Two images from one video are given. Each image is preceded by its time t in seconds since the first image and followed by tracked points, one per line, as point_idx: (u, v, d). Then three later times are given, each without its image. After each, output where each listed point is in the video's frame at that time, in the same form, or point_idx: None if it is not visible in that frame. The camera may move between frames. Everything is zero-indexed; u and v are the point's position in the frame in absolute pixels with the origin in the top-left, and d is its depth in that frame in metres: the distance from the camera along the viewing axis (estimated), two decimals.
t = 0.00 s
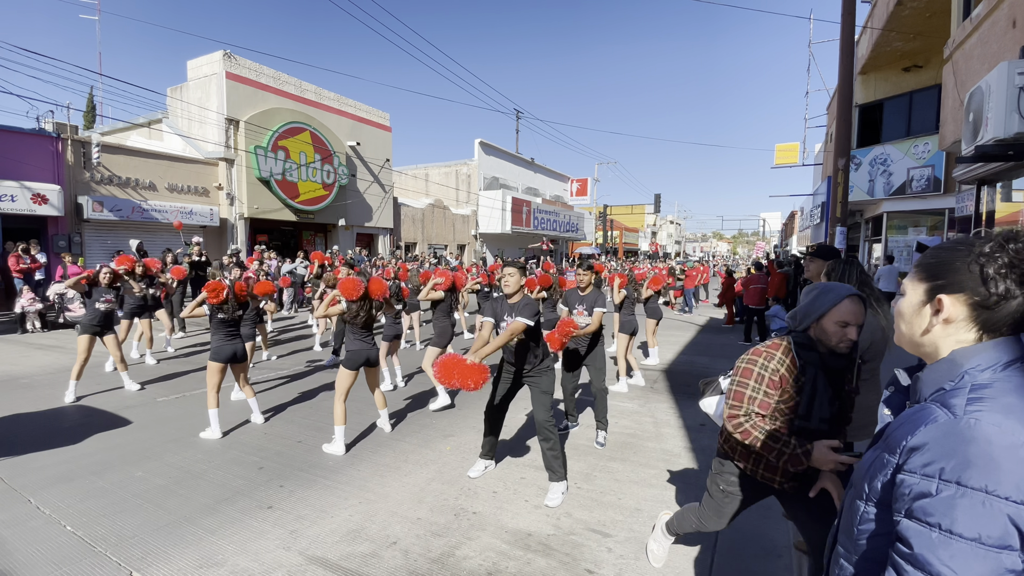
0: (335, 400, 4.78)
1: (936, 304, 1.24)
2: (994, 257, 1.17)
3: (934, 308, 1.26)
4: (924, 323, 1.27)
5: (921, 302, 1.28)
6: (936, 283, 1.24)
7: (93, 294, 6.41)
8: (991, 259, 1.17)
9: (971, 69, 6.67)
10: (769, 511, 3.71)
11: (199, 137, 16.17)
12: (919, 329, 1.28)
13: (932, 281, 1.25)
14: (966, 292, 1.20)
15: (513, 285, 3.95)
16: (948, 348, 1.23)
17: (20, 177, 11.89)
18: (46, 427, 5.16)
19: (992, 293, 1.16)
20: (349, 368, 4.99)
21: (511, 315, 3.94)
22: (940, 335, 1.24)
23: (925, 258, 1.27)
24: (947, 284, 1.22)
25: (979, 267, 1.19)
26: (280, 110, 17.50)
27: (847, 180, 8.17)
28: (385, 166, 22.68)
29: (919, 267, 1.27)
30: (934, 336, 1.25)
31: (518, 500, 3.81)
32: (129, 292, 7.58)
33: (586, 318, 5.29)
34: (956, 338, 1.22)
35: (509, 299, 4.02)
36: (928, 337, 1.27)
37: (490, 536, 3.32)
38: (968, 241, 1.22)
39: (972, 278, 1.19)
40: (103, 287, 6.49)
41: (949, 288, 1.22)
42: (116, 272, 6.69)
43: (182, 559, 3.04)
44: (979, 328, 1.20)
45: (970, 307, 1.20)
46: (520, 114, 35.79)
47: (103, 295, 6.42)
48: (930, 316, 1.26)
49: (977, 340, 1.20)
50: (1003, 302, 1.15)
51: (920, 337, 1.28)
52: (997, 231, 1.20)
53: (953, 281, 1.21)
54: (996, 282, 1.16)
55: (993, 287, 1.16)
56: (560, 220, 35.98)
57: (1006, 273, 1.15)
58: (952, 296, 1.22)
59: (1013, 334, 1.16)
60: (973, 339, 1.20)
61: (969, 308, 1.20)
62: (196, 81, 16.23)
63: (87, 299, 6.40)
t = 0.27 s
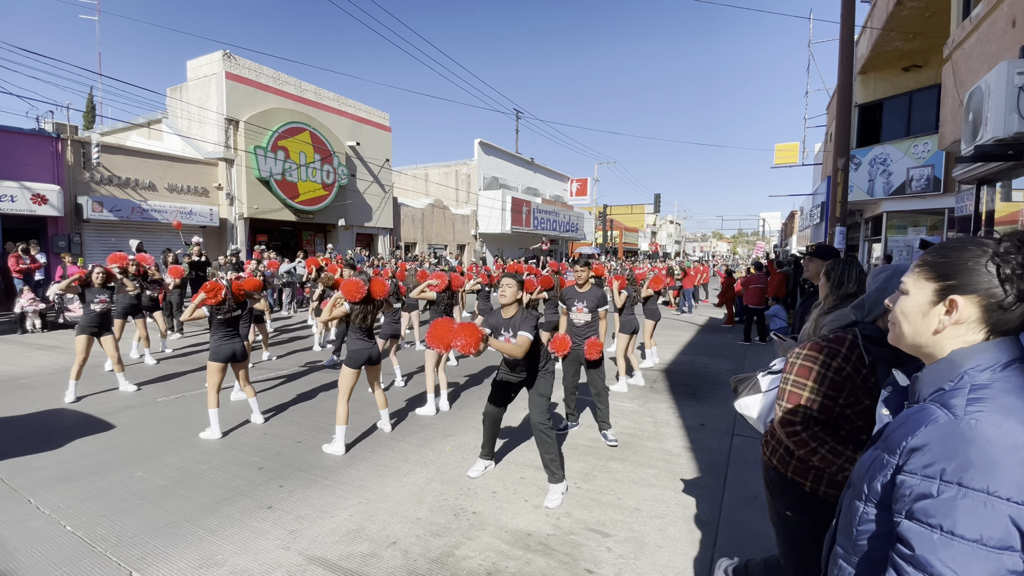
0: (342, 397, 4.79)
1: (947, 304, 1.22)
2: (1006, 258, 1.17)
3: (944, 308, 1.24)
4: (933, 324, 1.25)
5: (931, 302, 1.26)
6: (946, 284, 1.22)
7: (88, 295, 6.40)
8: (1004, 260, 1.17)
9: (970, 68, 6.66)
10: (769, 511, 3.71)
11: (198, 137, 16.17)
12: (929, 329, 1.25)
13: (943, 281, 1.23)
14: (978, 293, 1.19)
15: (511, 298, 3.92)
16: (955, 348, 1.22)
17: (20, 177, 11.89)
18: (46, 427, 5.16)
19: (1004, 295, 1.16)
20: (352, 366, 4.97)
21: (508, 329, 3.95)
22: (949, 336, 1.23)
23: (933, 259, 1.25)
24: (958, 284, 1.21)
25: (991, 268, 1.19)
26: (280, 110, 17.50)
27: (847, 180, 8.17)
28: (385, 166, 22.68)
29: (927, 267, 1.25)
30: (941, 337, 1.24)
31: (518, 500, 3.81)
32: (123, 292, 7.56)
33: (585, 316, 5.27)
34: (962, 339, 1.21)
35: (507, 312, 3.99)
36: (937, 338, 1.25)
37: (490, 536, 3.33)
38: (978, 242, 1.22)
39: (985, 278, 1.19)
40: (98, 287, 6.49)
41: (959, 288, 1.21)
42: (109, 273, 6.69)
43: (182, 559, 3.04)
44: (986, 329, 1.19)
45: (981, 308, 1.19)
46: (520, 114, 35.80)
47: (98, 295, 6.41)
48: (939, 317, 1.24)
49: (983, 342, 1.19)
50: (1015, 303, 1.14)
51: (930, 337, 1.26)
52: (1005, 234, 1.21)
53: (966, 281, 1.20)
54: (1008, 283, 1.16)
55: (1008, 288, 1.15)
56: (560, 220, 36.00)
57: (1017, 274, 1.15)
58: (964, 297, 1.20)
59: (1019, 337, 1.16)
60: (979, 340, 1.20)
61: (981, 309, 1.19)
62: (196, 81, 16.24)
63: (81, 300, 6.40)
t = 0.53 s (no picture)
0: (336, 397, 4.78)
1: (949, 305, 1.22)
2: (1008, 259, 1.17)
3: (944, 309, 1.23)
4: (933, 324, 1.25)
5: (931, 302, 1.26)
6: (948, 284, 1.22)
7: (85, 296, 6.40)
8: (1006, 260, 1.17)
9: (970, 68, 6.67)
10: (768, 511, 3.72)
11: (198, 137, 16.16)
12: (929, 330, 1.25)
13: (943, 281, 1.23)
14: (977, 294, 1.19)
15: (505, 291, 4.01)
16: (954, 349, 1.22)
17: (20, 177, 11.90)
18: (45, 428, 5.16)
19: (1004, 296, 1.16)
20: (353, 368, 4.95)
21: (503, 322, 4.01)
22: (949, 337, 1.23)
23: (936, 257, 1.25)
24: (960, 284, 1.21)
25: (992, 269, 1.19)
26: (280, 110, 17.51)
27: (847, 180, 8.17)
28: (385, 166, 22.68)
29: (932, 265, 1.24)
30: (940, 337, 1.24)
31: (518, 500, 3.82)
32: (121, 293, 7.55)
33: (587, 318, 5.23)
34: (961, 339, 1.21)
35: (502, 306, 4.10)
36: (936, 338, 1.25)
37: (490, 536, 3.33)
38: (978, 242, 1.22)
39: (986, 279, 1.19)
40: (95, 288, 6.48)
41: (959, 289, 1.21)
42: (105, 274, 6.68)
43: (181, 559, 3.04)
44: (986, 330, 1.19)
45: (981, 309, 1.19)
46: (519, 113, 35.83)
47: (95, 296, 6.41)
48: (939, 317, 1.24)
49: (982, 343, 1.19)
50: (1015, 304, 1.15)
51: (929, 337, 1.25)
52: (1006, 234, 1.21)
53: (967, 282, 1.20)
54: (1011, 285, 1.16)
55: (1009, 289, 1.16)
56: (560, 220, 36.00)
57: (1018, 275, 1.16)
58: (964, 297, 1.20)
59: (1017, 338, 1.17)
60: (978, 340, 1.20)
61: (981, 310, 1.19)
62: (196, 82, 16.24)
63: (79, 301, 6.39)
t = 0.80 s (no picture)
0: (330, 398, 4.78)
1: (945, 305, 1.22)
2: (1005, 258, 1.17)
3: (942, 309, 1.23)
4: (930, 324, 1.25)
5: (928, 302, 1.26)
6: (944, 284, 1.22)
7: (84, 298, 6.40)
8: (1003, 259, 1.17)
9: (970, 67, 6.66)
10: (768, 511, 3.72)
11: (198, 137, 16.16)
12: (926, 330, 1.26)
13: (940, 281, 1.23)
14: (974, 294, 1.19)
15: (511, 284, 4.04)
16: (952, 349, 1.22)
17: (19, 177, 11.90)
18: (45, 428, 5.16)
19: (1001, 296, 1.16)
20: (352, 372, 4.96)
21: (506, 310, 4.03)
22: (947, 336, 1.23)
23: (932, 256, 1.25)
24: (956, 285, 1.21)
25: (990, 268, 1.18)
26: (280, 110, 17.51)
27: (846, 179, 8.17)
28: (384, 166, 22.68)
29: (927, 265, 1.25)
30: (937, 337, 1.24)
31: (517, 500, 3.82)
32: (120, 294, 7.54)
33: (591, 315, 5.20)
34: (958, 339, 1.21)
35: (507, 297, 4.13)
36: (934, 338, 1.25)
37: (490, 536, 3.33)
38: (977, 241, 1.22)
39: (983, 278, 1.18)
40: (94, 290, 6.48)
41: (956, 289, 1.21)
42: (103, 275, 6.69)
43: (181, 559, 3.04)
44: (983, 329, 1.19)
45: (978, 309, 1.18)
46: (519, 114, 35.85)
47: (95, 298, 6.41)
48: (937, 317, 1.24)
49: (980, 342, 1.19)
50: (1012, 305, 1.14)
51: (926, 337, 1.26)
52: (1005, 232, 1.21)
53: (963, 282, 1.20)
54: (1009, 285, 1.15)
55: (1006, 289, 1.15)
56: (560, 220, 36.02)
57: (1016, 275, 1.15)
58: (961, 297, 1.20)
59: (1015, 337, 1.16)
60: (975, 340, 1.20)
61: (978, 310, 1.19)
62: (196, 82, 16.24)
63: (79, 304, 6.40)
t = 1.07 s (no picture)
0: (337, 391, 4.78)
1: (942, 305, 1.22)
2: (1000, 257, 1.17)
3: (938, 308, 1.24)
4: (927, 324, 1.25)
5: (925, 301, 1.26)
6: (940, 283, 1.22)
7: (84, 294, 6.40)
8: (997, 259, 1.16)
9: (969, 67, 6.67)
10: (768, 511, 3.72)
11: (198, 138, 16.16)
12: (923, 329, 1.26)
13: (936, 280, 1.23)
14: (969, 293, 1.19)
15: (515, 280, 4.06)
16: (950, 349, 1.22)
17: (19, 178, 11.89)
18: (45, 428, 5.16)
19: (997, 295, 1.15)
20: (354, 358, 4.93)
21: (511, 300, 4.04)
22: (943, 336, 1.23)
23: (928, 256, 1.25)
24: (952, 284, 1.21)
25: (984, 267, 1.18)
26: (279, 110, 17.51)
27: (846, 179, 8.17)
28: (384, 166, 22.68)
29: (923, 265, 1.25)
30: (935, 337, 1.24)
31: (517, 500, 3.82)
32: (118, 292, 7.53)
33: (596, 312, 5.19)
34: (955, 339, 1.22)
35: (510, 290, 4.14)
36: (930, 337, 1.25)
37: (490, 536, 3.33)
38: (973, 240, 1.22)
39: (979, 277, 1.18)
40: (93, 286, 6.49)
41: (951, 288, 1.21)
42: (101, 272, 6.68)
43: (181, 559, 3.04)
44: (980, 329, 1.19)
45: (974, 308, 1.19)
46: (518, 114, 35.83)
47: (94, 293, 6.41)
48: (933, 317, 1.24)
49: (976, 341, 1.19)
50: (1008, 304, 1.14)
51: (923, 336, 1.26)
52: (1001, 231, 1.20)
53: (959, 281, 1.20)
54: (1004, 284, 1.15)
55: (1002, 288, 1.15)
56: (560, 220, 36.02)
57: (1012, 274, 1.15)
58: (957, 296, 1.20)
59: (1012, 336, 1.16)
60: (973, 339, 1.20)
61: (974, 309, 1.19)
62: (196, 82, 16.24)
63: (78, 300, 6.38)
